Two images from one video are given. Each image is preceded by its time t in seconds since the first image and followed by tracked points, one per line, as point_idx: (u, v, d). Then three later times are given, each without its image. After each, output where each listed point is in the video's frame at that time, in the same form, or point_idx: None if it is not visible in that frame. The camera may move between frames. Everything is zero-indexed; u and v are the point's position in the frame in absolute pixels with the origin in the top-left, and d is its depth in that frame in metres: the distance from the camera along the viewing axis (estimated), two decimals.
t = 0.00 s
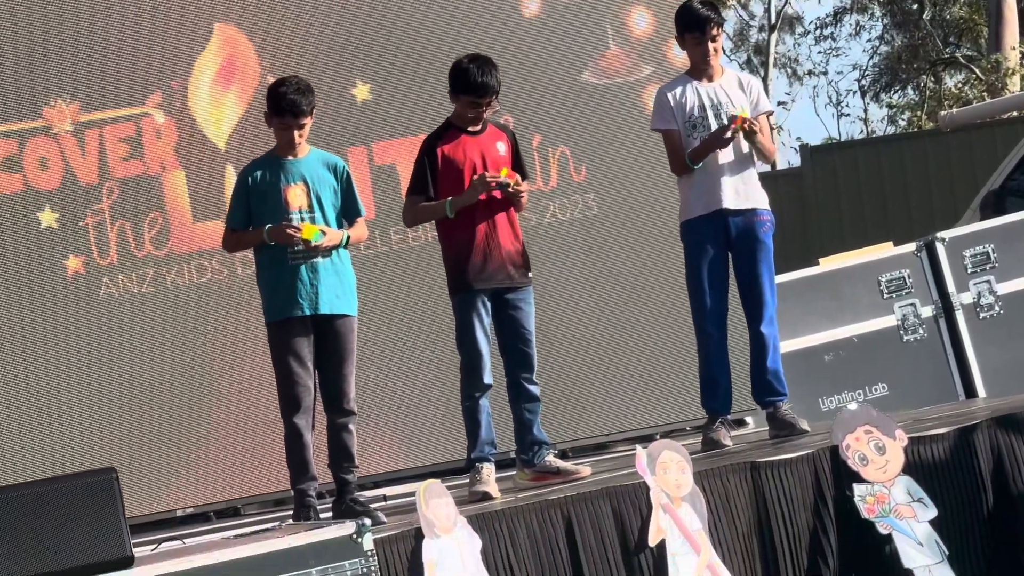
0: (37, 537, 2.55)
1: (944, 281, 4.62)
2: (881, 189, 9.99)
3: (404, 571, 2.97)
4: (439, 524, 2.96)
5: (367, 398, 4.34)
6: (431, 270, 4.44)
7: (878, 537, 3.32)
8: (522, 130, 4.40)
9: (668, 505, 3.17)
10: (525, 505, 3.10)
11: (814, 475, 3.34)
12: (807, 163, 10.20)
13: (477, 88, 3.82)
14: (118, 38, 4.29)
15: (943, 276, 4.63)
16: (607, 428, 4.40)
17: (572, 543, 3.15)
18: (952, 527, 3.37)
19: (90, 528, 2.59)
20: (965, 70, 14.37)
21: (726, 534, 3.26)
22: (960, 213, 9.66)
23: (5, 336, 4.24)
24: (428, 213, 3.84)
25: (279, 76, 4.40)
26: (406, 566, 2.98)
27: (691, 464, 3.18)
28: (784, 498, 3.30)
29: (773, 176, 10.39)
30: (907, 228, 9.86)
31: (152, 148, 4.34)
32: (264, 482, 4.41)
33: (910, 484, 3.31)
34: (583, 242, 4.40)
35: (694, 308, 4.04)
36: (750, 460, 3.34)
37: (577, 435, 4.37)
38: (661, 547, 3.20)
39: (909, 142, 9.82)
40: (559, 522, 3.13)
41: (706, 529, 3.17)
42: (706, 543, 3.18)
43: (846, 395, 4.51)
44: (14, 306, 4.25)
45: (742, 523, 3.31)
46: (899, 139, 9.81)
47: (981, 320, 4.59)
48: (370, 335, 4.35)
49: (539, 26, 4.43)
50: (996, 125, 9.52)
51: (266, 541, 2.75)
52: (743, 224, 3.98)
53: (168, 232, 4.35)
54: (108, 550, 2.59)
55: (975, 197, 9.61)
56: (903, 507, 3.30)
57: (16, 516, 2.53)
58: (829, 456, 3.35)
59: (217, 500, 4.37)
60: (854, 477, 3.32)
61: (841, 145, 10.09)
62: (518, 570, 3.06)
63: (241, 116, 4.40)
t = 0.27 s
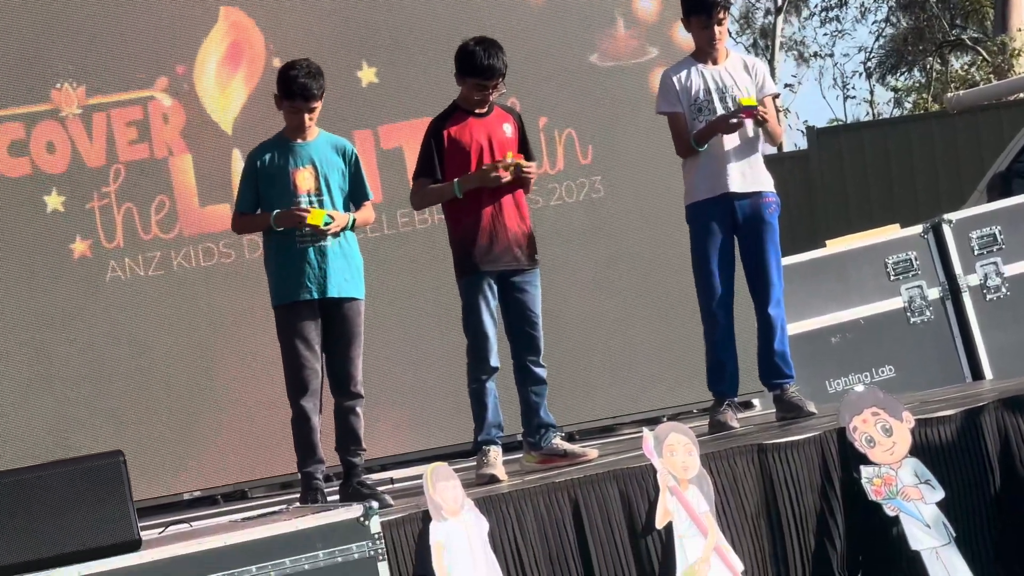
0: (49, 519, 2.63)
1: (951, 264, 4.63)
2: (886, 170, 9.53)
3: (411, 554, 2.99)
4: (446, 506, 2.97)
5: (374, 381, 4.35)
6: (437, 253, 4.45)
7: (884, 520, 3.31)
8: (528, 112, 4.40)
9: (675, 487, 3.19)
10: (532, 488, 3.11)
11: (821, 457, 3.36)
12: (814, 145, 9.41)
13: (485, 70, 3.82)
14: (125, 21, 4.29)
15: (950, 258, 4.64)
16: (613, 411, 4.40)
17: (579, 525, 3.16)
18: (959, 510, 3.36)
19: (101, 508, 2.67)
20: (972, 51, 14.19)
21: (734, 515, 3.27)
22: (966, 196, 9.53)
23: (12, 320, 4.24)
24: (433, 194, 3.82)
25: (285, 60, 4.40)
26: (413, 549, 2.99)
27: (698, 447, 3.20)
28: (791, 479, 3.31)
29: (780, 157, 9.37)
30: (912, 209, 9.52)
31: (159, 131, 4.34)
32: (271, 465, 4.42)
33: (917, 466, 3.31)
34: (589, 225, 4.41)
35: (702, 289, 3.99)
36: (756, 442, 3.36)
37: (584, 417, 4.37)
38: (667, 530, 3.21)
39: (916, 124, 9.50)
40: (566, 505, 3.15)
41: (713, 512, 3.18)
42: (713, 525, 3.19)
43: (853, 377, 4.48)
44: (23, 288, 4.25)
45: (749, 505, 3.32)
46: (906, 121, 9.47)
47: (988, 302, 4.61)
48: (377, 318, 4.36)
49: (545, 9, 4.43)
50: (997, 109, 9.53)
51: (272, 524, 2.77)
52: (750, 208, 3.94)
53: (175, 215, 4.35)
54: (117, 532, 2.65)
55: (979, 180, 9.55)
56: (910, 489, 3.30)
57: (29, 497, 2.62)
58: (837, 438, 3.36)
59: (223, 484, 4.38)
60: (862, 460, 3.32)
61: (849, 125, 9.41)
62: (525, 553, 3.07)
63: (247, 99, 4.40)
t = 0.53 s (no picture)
0: (54, 505, 2.64)
1: (957, 246, 4.62)
2: (892, 153, 9.07)
3: (417, 536, 3.00)
4: (452, 488, 3.00)
5: (380, 364, 4.35)
6: (443, 236, 4.45)
7: (890, 502, 3.32)
8: (534, 95, 4.39)
9: (681, 470, 3.21)
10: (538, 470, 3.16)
11: (827, 440, 3.37)
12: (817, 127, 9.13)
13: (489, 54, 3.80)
14: (130, 5, 4.29)
15: (956, 240, 4.64)
16: (620, 394, 4.40)
17: (585, 507, 3.18)
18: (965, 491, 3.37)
19: (106, 494, 2.67)
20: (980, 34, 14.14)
21: (742, 497, 3.27)
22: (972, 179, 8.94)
23: (18, 304, 4.25)
24: (437, 177, 3.81)
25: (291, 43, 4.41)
26: (419, 531, 3.01)
27: (703, 429, 3.21)
28: (798, 461, 3.32)
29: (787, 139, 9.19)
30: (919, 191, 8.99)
31: (164, 115, 4.35)
32: (278, 448, 4.42)
33: (923, 448, 3.32)
34: (594, 208, 4.41)
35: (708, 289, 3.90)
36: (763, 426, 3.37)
37: (590, 400, 4.37)
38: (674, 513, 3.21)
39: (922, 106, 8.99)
40: (572, 487, 3.18)
41: (719, 494, 3.19)
42: (719, 507, 3.19)
43: (859, 359, 4.50)
44: (28, 272, 4.26)
45: (757, 488, 3.32)
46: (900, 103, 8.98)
47: (994, 284, 4.60)
48: (383, 301, 4.36)
49: None
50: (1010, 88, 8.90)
51: (279, 506, 2.76)
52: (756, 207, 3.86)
53: (180, 198, 4.35)
54: (123, 514, 2.65)
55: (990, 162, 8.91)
56: (917, 472, 3.30)
57: (32, 483, 2.63)
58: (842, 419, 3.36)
59: (229, 467, 4.39)
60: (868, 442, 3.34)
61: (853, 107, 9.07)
62: (530, 535, 3.11)
63: (253, 82, 4.40)
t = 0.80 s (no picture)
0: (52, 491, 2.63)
1: (964, 230, 4.67)
2: (899, 136, 8.35)
3: (424, 521, 3.05)
4: (459, 473, 3.07)
5: (386, 348, 4.36)
6: (451, 220, 4.45)
7: (899, 485, 3.48)
8: (541, 80, 4.36)
9: (688, 454, 3.34)
10: (545, 455, 3.21)
11: (834, 423, 3.54)
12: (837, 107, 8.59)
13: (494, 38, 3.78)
14: None
15: (963, 223, 4.68)
16: (627, 377, 4.41)
17: (593, 490, 3.26)
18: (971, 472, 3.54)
19: (105, 477, 2.67)
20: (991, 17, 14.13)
21: (748, 479, 3.42)
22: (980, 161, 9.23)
23: (25, 288, 4.25)
24: (445, 162, 3.79)
25: (298, 27, 4.41)
26: (426, 516, 3.05)
27: (710, 414, 3.35)
28: (804, 445, 3.48)
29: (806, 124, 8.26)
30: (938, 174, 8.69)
31: (171, 99, 4.34)
32: (285, 432, 4.43)
33: (930, 432, 3.49)
34: (601, 192, 4.40)
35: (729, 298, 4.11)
36: (770, 410, 3.54)
37: (597, 384, 4.38)
38: (681, 497, 3.33)
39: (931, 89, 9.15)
40: (579, 471, 3.26)
41: (726, 477, 3.33)
42: (726, 491, 3.33)
43: (866, 343, 4.55)
44: (35, 257, 4.26)
45: (764, 472, 3.47)
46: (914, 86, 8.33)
47: (1001, 267, 4.65)
48: (389, 285, 4.37)
49: None
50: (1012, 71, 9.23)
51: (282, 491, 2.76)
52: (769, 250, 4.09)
53: (187, 182, 4.35)
54: (127, 497, 2.67)
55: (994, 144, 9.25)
56: (924, 455, 3.48)
57: (27, 472, 2.62)
58: (849, 404, 3.55)
59: (236, 452, 4.39)
60: (875, 427, 3.52)
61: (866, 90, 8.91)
62: (538, 518, 3.17)
63: (259, 65, 4.39)
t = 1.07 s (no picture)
0: (59, 475, 2.53)
1: (972, 214, 4.76)
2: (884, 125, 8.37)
3: (432, 506, 3.05)
4: (466, 458, 3.06)
5: (393, 332, 4.37)
6: (457, 205, 4.47)
7: (906, 470, 3.50)
8: (547, 65, 4.36)
9: (695, 439, 3.35)
10: (552, 440, 3.21)
11: (841, 407, 3.56)
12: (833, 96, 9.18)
13: (502, 23, 3.78)
14: None
15: (971, 208, 4.77)
16: (633, 362, 4.41)
17: (600, 475, 3.28)
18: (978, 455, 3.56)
19: (117, 463, 2.59)
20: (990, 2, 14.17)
21: (755, 463, 3.43)
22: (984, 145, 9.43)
23: (32, 274, 4.24)
24: (454, 148, 3.79)
25: (304, 13, 4.42)
26: (434, 501, 3.05)
27: (717, 399, 3.35)
28: (811, 429, 3.50)
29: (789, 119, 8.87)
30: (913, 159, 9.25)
31: (177, 85, 4.34)
32: (292, 417, 4.44)
33: (937, 416, 3.53)
34: (608, 177, 4.40)
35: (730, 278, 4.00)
36: (777, 395, 3.53)
37: (604, 369, 4.39)
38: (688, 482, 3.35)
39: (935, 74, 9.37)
40: (586, 456, 3.27)
41: (733, 462, 3.35)
42: (733, 476, 3.34)
43: (874, 328, 4.57)
44: (43, 242, 4.26)
45: (771, 456, 3.48)
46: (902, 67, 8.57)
47: (1007, 252, 4.74)
48: (396, 269, 4.38)
49: None
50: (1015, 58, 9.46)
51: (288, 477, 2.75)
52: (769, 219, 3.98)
53: (194, 168, 4.35)
54: (134, 485, 2.59)
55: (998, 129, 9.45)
56: (931, 440, 3.50)
57: (40, 454, 2.52)
58: (856, 389, 3.57)
59: (243, 437, 4.39)
60: (882, 411, 3.54)
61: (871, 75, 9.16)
62: (545, 503, 3.17)
63: (266, 49, 4.41)
